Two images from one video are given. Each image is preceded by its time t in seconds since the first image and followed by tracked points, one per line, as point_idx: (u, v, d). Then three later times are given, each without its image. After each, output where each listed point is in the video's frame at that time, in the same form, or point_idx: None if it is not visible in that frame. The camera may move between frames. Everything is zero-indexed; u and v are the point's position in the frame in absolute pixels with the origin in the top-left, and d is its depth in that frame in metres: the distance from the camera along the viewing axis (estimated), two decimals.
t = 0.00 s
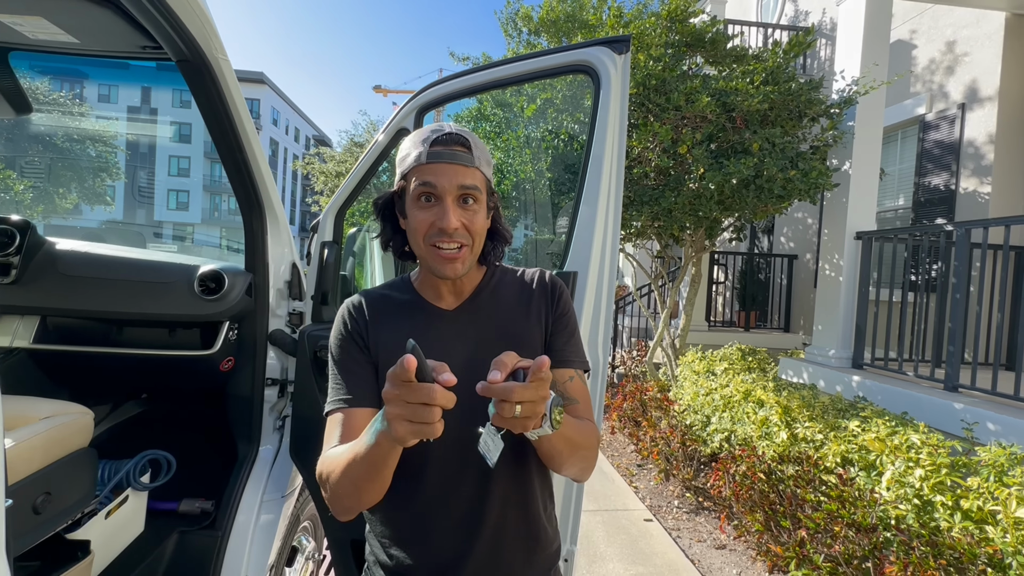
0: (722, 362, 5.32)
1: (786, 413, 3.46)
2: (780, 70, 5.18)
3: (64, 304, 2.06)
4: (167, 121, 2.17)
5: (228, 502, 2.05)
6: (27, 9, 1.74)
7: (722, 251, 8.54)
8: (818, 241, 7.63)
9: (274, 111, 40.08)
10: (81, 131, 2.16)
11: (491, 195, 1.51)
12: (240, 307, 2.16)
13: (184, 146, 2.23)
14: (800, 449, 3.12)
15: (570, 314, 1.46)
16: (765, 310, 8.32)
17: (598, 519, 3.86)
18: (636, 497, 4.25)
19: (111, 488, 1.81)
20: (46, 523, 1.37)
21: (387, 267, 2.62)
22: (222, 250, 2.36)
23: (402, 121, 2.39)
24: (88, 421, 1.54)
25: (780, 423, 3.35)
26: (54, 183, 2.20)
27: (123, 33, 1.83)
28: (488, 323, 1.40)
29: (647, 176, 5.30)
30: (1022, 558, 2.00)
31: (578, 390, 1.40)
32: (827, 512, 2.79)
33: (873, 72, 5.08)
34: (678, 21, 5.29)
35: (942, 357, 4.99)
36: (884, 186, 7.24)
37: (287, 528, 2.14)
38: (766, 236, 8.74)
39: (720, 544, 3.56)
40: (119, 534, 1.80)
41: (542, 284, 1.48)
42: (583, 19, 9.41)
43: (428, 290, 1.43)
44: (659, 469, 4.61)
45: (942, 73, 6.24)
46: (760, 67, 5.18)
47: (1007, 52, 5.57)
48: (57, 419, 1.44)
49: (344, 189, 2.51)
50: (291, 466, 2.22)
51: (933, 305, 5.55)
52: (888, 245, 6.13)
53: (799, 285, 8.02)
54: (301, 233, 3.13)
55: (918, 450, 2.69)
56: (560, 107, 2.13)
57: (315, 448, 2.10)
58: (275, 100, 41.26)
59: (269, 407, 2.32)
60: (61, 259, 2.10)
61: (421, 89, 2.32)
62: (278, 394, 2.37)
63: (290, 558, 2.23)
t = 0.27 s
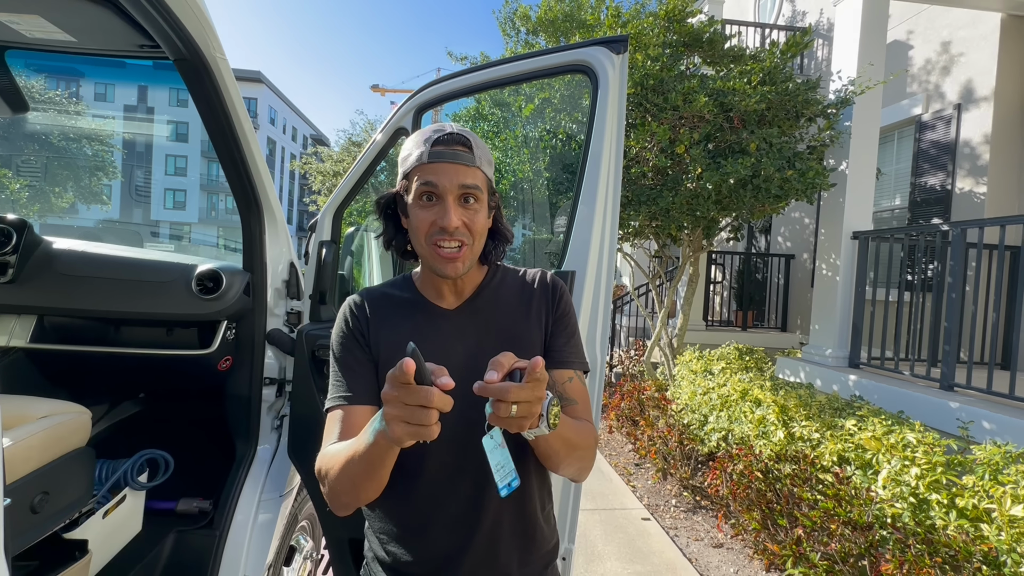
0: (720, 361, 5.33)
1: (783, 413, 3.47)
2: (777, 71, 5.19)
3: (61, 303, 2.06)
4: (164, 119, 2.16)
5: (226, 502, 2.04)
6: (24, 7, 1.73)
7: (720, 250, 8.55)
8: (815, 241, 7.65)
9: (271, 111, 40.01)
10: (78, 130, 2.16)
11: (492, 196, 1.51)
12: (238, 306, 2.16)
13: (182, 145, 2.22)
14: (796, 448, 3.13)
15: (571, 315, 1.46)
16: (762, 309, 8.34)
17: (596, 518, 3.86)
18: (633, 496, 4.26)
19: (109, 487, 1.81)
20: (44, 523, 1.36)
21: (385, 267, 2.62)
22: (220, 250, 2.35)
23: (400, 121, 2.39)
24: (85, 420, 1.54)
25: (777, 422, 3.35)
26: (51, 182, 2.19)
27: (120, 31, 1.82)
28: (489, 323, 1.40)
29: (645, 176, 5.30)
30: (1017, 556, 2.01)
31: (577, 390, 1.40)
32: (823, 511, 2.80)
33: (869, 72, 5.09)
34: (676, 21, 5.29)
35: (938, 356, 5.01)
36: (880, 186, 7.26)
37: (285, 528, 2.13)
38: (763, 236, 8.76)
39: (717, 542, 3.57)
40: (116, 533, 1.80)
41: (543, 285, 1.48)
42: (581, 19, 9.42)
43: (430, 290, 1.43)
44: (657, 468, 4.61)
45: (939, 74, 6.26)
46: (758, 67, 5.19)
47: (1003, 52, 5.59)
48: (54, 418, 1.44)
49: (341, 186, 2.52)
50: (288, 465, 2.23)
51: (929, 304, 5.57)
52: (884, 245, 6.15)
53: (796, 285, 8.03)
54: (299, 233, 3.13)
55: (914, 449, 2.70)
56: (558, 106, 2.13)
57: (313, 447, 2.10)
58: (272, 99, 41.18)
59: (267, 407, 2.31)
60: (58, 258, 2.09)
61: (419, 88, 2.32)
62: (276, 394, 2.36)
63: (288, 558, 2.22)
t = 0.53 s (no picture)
0: (718, 361, 5.33)
1: (781, 413, 3.48)
2: (775, 71, 5.20)
3: (58, 303, 2.05)
4: (162, 119, 2.16)
5: (224, 502, 2.04)
6: (20, 7, 1.73)
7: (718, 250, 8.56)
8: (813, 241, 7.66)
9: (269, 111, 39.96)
10: (75, 129, 2.15)
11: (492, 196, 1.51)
12: (235, 306, 2.15)
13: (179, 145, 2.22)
14: (794, 447, 3.13)
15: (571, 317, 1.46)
16: (760, 309, 8.34)
17: (594, 518, 3.87)
18: (631, 496, 4.26)
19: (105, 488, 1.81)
20: (40, 523, 1.36)
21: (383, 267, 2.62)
22: (218, 250, 2.35)
23: (398, 121, 2.39)
24: (82, 421, 1.53)
25: (776, 422, 3.36)
26: (48, 182, 2.19)
27: (117, 31, 1.81)
28: (489, 324, 1.40)
29: (643, 176, 5.30)
30: (1013, 555, 2.02)
31: (576, 391, 1.40)
32: (821, 510, 2.80)
33: (867, 72, 5.09)
34: (674, 21, 5.29)
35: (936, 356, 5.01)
36: (878, 186, 7.27)
37: (283, 529, 2.13)
38: (761, 236, 8.77)
39: (715, 542, 3.57)
40: (114, 534, 1.80)
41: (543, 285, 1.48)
42: (579, 19, 9.42)
43: (430, 291, 1.43)
44: (655, 468, 4.62)
45: (936, 74, 6.27)
46: (755, 67, 5.20)
47: (1000, 53, 5.60)
48: (50, 419, 1.44)
49: (339, 186, 2.52)
50: (286, 466, 2.23)
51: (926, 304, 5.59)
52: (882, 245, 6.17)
53: (794, 285, 8.04)
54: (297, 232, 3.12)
55: (911, 448, 2.71)
56: (557, 106, 2.14)
57: (311, 448, 2.09)
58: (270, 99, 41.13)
59: (264, 407, 2.32)
60: (55, 258, 2.09)
61: (417, 88, 2.31)
62: (274, 393, 2.38)
63: (286, 558, 2.22)
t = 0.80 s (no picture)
0: (718, 361, 5.34)
1: (780, 412, 3.48)
2: (775, 71, 5.21)
3: (59, 304, 2.06)
4: (162, 119, 2.16)
5: (226, 502, 2.04)
6: (22, 9, 1.73)
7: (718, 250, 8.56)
8: (812, 240, 7.66)
9: (269, 111, 39.96)
10: (75, 129, 2.16)
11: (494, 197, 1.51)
12: (236, 306, 2.16)
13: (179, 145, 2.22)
14: (794, 447, 3.14)
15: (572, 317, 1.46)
16: (760, 309, 8.35)
17: (594, 518, 3.87)
18: (631, 496, 4.27)
19: (108, 488, 1.81)
20: (44, 522, 1.37)
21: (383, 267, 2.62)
22: (218, 250, 2.36)
23: (399, 121, 2.40)
24: (84, 421, 1.54)
25: (775, 422, 3.36)
26: (49, 182, 2.20)
27: (119, 33, 1.82)
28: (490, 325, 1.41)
29: (643, 176, 5.31)
30: (1012, 554, 2.02)
31: (576, 391, 1.40)
32: (821, 509, 2.81)
33: (866, 71, 5.09)
34: (674, 21, 5.30)
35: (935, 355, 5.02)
36: (878, 185, 7.28)
37: (284, 528, 2.14)
38: (761, 235, 8.78)
39: (715, 541, 3.58)
40: (117, 533, 1.81)
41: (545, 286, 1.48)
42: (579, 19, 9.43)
43: (431, 290, 1.44)
44: (655, 468, 4.62)
45: (936, 74, 6.28)
46: (755, 67, 5.20)
47: (999, 52, 5.61)
48: (53, 419, 1.44)
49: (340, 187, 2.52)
50: (288, 466, 2.23)
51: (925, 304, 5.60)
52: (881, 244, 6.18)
53: (794, 285, 8.05)
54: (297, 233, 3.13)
55: (910, 448, 2.71)
56: (557, 106, 2.14)
57: (312, 447, 2.10)
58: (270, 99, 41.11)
59: (266, 407, 2.33)
60: (57, 259, 2.10)
61: (417, 89, 2.32)
62: (275, 394, 2.38)
63: (287, 557, 2.23)
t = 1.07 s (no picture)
0: (720, 361, 5.32)
1: (782, 412, 3.47)
2: (776, 70, 5.20)
3: (61, 304, 2.06)
4: (164, 120, 2.17)
5: (226, 501, 2.05)
6: (23, 11, 1.74)
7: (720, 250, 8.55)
8: (815, 240, 7.65)
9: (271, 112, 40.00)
10: (78, 130, 2.16)
11: (490, 196, 1.52)
12: (237, 307, 2.17)
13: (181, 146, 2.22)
14: (795, 447, 3.13)
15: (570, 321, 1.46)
16: (762, 309, 8.34)
17: (595, 518, 3.87)
18: (632, 496, 4.27)
19: (108, 488, 1.82)
20: (45, 522, 1.37)
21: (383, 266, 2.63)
22: (220, 250, 2.37)
23: (398, 122, 2.40)
24: (84, 421, 1.55)
25: (777, 422, 3.35)
26: (51, 183, 2.20)
27: (118, 34, 1.82)
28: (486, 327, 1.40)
29: (644, 176, 5.30)
30: (1014, 555, 2.01)
31: (575, 396, 1.40)
32: (822, 510, 2.81)
33: (868, 70, 5.07)
34: (675, 21, 5.30)
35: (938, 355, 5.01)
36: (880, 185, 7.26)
37: (285, 528, 2.14)
38: (763, 235, 8.76)
39: (717, 542, 3.57)
40: (117, 533, 1.81)
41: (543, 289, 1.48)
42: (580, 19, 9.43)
43: (426, 287, 1.44)
44: (657, 468, 4.62)
45: (938, 72, 6.26)
46: (757, 66, 5.19)
47: (1002, 51, 5.58)
48: (54, 419, 1.45)
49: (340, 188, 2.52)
50: (288, 466, 2.24)
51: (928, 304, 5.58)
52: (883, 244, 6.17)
53: (796, 284, 8.04)
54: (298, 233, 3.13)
55: (912, 448, 2.70)
56: (557, 106, 2.14)
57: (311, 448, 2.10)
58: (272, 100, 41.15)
59: (266, 407, 2.33)
60: (58, 260, 2.10)
61: (416, 89, 2.32)
62: (275, 394, 2.39)
63: (288, 558, 2.23)
